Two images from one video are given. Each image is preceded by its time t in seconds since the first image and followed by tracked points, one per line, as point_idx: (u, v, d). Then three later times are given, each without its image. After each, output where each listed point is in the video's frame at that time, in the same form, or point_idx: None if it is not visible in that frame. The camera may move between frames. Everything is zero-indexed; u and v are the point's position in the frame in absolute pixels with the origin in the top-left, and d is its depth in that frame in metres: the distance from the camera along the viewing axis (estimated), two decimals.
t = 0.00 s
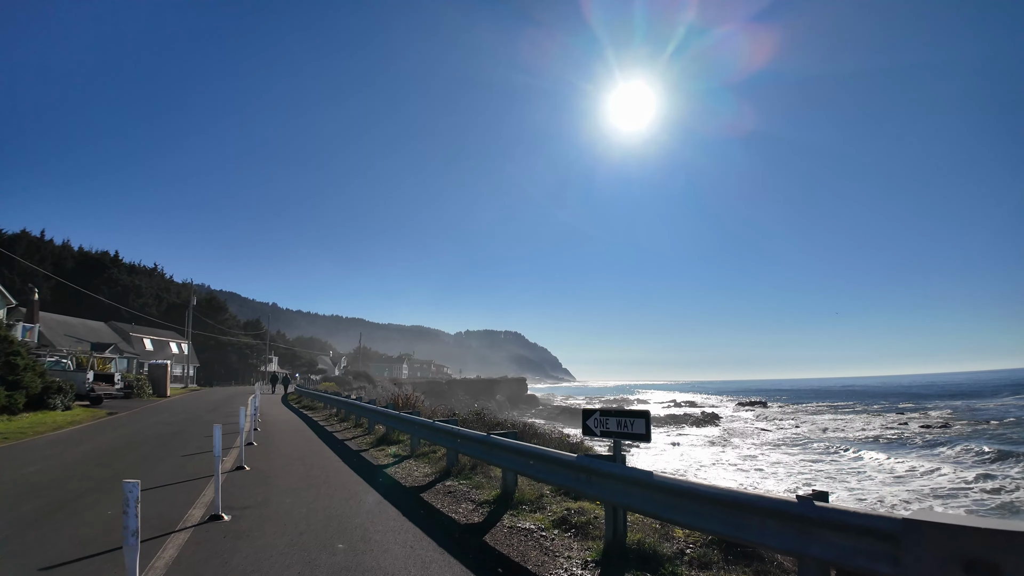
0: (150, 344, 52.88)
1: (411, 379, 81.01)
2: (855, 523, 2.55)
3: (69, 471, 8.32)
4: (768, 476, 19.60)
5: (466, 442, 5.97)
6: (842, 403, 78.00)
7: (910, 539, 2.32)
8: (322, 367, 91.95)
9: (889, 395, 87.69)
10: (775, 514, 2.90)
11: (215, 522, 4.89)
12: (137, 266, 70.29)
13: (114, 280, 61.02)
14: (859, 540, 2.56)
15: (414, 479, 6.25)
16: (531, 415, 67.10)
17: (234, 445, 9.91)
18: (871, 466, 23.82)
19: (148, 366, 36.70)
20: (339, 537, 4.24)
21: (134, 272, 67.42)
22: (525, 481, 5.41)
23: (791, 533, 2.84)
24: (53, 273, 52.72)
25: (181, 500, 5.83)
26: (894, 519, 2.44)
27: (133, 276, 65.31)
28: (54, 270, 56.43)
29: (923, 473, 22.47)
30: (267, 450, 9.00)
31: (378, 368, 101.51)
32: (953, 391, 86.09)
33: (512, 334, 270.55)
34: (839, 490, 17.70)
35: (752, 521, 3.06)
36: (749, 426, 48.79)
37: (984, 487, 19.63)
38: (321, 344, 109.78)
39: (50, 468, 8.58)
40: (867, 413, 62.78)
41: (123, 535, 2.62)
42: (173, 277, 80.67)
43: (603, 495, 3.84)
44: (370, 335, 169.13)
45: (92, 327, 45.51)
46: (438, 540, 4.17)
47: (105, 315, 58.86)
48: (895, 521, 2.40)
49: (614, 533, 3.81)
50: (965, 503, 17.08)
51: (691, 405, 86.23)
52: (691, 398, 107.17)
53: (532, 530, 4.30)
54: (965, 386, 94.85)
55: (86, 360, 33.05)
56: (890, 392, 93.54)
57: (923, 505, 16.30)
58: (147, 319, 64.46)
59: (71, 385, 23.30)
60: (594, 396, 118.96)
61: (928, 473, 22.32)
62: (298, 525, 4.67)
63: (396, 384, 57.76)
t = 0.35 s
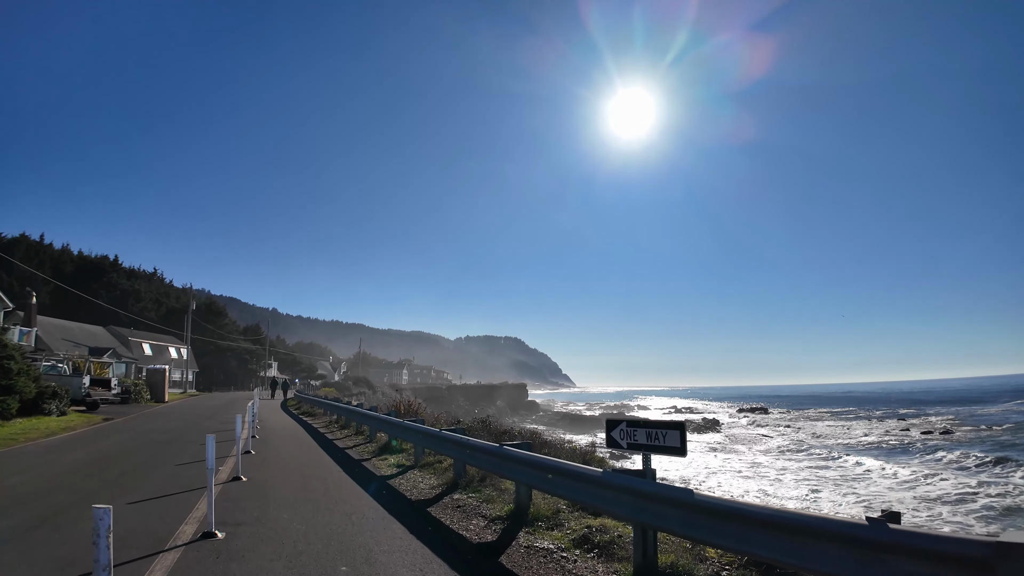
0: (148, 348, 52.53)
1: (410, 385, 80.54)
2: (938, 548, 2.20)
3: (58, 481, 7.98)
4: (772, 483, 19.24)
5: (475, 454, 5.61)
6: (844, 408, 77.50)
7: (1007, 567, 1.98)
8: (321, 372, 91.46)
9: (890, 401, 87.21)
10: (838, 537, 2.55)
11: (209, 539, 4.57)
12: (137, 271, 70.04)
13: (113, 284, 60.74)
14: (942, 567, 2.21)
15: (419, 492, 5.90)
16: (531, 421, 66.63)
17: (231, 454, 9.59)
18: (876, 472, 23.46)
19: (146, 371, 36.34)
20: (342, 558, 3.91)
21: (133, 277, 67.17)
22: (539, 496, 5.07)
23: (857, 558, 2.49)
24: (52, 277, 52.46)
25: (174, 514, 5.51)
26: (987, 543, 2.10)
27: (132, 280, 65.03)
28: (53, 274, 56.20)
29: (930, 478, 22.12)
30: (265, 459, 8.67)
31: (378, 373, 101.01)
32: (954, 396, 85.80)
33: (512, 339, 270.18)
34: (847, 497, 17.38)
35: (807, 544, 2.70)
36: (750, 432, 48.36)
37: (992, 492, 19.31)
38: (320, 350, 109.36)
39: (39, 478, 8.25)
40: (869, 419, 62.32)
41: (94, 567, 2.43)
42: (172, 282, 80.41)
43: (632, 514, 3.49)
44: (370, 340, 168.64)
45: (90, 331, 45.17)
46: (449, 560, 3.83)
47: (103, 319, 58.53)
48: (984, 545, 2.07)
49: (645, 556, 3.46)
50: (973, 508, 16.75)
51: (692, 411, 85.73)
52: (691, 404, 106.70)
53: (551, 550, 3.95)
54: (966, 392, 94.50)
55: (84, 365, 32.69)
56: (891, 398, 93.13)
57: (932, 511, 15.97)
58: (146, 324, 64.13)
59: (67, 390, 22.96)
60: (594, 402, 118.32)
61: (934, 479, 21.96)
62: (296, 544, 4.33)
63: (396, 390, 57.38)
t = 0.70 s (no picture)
0: (147, 352, 52.20)
1: (411, 390, 80.13)
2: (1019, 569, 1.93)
3: (47, 488, 7.71)
4: (776, 488, 18.97)
5: (481, 462, 5.33)
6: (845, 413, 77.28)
7: None
8: (321, 377, 91.01)
9: (891, 405, 87.01)
10: (893, 554, 2.27)
11: (200, 554, 4.28)
12: (137, 275, 69.80)
13: (112, 288, 60.46)
14: None
15: (423, 501, 5.60)
16: (532, 425, 66.28)
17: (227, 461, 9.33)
18: (881, 476, 23.16)
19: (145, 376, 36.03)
20: None
21: (133, 281, 66.92)
22: (551, 507, 4.78)
23: None
24: (51, 281, 52.23)
25: (164, 526, 5.24)
26: None
27: (132, 284, 64.81)
28: (53, 278, 55.95)
29: (933, 482, 21.87)
30: (262, 466, 8.42)
31: (378, 378, 100.63)
32: (956, 401, 85.58)
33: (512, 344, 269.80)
34: (851, 501, 17.15)
35: (856, 564, 2.42)
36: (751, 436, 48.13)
37: (1000, 496, 19.04)
38: (320, 354, 109.07)
39: (27, 484, 7.96)
40: (870, 424, 62.09)
41: None
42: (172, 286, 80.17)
43: (658, 530, 3.19)
44: (371, 344, 168.39)
45: (89, 335, 44.90)
46: None
47: (103, 323, 58.23)
48: None
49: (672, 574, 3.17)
50: (982, 512, 16.48)
51: (691, 416, 85.48)
52: (691, 408, 106.43)
53: (567, 567, 3.67)
54: (967, 397, 94.25)
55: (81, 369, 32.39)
56: (892, 402, 92.94)
57: (940, 516, 15.71)
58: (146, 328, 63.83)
59: (62, 394, 22.65)
60: (594, 407, 117.89)
61: (940, 483, 21.68)
62: (293, 560, 4.04)
63: (396, 395, 57.07)
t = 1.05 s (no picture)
0: (137, 352, 51.50)
1: (404, 390, 79.66)
2: None
3: (19, 490, 7.36)
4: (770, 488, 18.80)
5: (476, 462, 5.03)
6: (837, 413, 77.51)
7: None
8: (313, 377, 90.36)
9: (883, 405, 87.40)
10: (946, 567, 1.99)
11: (171, 564, 3.97)
12: (127, 274, 68.95)
13: (102, 287, 59.65)
14: None
15: (413, 505, 5.31)
16: (525, 426, 66.02)
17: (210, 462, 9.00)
18: (875, 476, 23.06)
19: (133, 376, 35.45)
20: None
21: (123, 280, 66.08)
22: (548, 512, 4.51)
23: None
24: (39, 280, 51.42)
25: (137, 531, 4.92)
26: None
27: (122, 283, 63.96)
28: (41, 277, 55.12)
29: (928, 481, 21.80)
30: (246, 468, 8.09)
31: (371, 378, 100.06)
32: (947, 401, 86.11)
33: (505, 345, 269.52)
34: (847, 500, 17.01)
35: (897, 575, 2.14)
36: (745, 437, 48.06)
37: (995, 494, 18.97)
38: (312, 354, 108.43)
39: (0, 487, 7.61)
40: (862, 424, 62.26)
41: None
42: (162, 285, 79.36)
43: (668, 539, 2.91)
44: (363, 344, 167.45)
45: (77, 334, 44.21)
46: None
47: (92, 323, 57.42)
48: None
49: None
50: (978, 511, 16.37)
51: (685, 416, 85.53)
52: (684, 409, 106.55)
53: None
54: (956, 397, 94.99)
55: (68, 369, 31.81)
56: (883, 402, 93.37)
57: (936, 515, 15.59)
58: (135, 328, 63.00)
59: (47, 393, 22.15)
60: (587, 408, 117.63)
61: (935, 481, 21.61)
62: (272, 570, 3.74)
63: (390, 396, 56.59)
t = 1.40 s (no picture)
0: (133, 355, 50.97)
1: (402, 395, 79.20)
2: None
3: None
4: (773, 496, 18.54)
5: (482, 478, 4.67)
6: (836, 417, 77.37)
7: None
8: (310, 380, 89.79)
9: (880, 409, 87.32)
10: None
11: None
12: (123, 277, 68.39)
13: (99, 290, 59.12)
14: None
15: (416, 522, 4.95)
16: (524, 430, 65.65)
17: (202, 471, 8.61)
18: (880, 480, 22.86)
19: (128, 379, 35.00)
20: None
21: (119, 283, 65.54)
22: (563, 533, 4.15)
23: None
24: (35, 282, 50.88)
25: (115, 552, 4.53)
26: None
27: (118, 286, 63.42)
28: (37, 280, 54.59)
29: (930, 485, 21.60)
30: (238, 478, 7.72)
31: (368, 382, 99.51)
32: (946, 405, 86.06)
33: (503, 348, 268.85)
34: (850, 506, 16.75)
35: None
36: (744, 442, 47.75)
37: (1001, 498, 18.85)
38: (310, 358, 107.86)
39: None
40: (861, 428, 62.10)
41: None
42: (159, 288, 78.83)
43: (712, 572, 2.55)
44: (361, 348, 166.82)
45: (72, 337, 43.73)
46: None
47: (88, 326, 56.86)
48: None
49: None
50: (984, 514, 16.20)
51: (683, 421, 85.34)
52: (682, 413, 106.28)
53: None
54: (955, 401, 95.06)
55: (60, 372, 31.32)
56: (881, 407, 93.33)
57: (943, 519, 15.43)
58: (132, 331, 62.38)
59: (38, 397, 21.71)
60: (585, 412, 117.18)
61: (936, 485, 21.48)
62: None
63: (388, 399, 56.14)
